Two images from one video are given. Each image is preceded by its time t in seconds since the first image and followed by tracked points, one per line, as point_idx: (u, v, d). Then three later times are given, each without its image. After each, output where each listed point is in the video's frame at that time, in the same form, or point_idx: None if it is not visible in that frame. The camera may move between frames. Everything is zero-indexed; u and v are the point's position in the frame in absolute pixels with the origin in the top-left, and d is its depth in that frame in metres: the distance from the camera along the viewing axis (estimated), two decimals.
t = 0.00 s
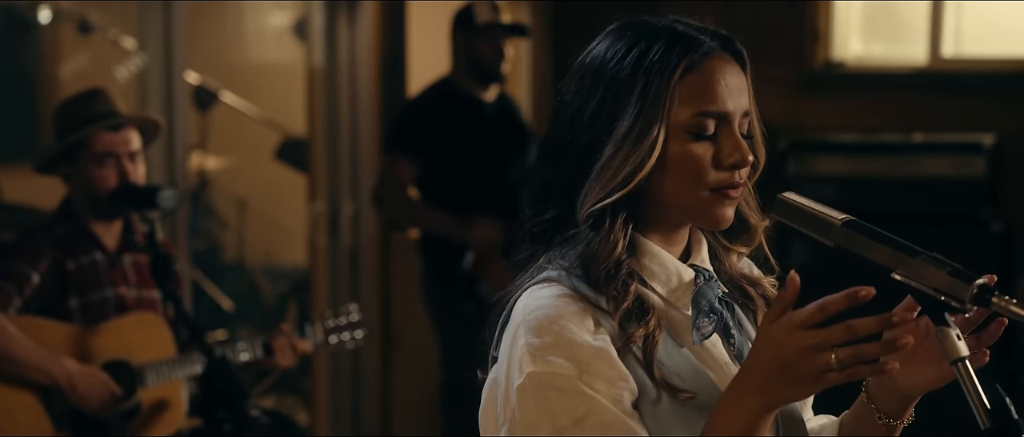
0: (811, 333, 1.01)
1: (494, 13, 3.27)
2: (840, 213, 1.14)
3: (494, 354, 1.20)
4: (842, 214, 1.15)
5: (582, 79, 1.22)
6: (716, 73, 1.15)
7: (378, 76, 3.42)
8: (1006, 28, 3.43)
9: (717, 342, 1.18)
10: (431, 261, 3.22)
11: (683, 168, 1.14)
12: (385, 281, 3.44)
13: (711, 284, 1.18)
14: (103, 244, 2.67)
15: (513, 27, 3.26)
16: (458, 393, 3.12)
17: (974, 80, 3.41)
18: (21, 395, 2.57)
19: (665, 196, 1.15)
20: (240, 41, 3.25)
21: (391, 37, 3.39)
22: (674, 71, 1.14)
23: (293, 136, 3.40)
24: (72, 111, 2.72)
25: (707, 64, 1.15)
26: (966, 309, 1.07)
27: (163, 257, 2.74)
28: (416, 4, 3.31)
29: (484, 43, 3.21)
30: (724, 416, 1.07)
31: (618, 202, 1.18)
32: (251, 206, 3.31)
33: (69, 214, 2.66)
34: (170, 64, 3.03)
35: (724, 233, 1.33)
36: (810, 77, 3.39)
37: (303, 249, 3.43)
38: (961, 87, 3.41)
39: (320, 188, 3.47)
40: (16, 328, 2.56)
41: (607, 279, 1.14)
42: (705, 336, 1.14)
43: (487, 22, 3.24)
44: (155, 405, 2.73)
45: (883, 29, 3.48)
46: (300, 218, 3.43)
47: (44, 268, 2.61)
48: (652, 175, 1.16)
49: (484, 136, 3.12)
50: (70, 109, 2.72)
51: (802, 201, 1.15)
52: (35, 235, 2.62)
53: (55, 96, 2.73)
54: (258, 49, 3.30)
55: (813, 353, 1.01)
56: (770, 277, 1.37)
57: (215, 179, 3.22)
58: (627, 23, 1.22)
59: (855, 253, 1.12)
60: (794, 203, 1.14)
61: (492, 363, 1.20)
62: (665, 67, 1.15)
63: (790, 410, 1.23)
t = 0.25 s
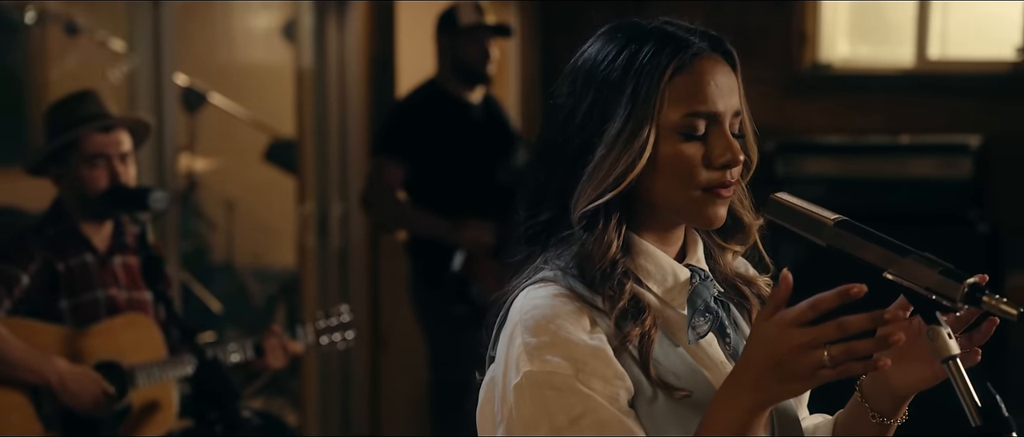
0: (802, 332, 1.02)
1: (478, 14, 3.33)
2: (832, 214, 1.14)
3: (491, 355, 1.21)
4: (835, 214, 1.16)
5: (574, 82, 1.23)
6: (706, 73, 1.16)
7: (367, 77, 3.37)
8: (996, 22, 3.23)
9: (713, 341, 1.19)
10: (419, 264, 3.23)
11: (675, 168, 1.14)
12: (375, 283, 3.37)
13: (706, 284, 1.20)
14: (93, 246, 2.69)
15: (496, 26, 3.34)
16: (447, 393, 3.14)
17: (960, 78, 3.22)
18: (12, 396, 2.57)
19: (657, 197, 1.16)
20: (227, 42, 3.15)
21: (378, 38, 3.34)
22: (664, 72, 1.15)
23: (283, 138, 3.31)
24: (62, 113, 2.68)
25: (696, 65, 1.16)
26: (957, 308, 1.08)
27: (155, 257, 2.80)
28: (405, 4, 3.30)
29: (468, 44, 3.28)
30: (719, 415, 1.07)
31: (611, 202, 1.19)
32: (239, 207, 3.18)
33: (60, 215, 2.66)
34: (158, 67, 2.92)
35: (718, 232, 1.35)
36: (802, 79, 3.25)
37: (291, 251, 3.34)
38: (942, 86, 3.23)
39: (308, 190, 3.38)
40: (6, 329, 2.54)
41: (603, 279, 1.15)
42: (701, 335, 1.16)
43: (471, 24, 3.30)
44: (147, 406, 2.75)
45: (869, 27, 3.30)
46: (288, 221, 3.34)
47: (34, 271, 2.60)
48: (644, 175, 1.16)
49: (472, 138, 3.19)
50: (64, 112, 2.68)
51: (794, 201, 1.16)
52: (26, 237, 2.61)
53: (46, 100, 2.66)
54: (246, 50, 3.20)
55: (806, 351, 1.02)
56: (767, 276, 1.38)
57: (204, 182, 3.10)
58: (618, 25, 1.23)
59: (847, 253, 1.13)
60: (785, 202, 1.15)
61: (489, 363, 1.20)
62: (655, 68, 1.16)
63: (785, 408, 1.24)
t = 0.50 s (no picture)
0: (796, 326, 1.03)
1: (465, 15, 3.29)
2: (825, 213, 1.16)
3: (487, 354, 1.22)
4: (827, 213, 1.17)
5: (568, 83, 1.24)
6: (699, 74, 1.17)
7: (356, 78, 3.30)
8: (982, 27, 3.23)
9: (706, 339, 1.20)
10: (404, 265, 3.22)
11: (669, 168, 1.16)
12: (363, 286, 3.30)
13: (700, 281, 1.20)
14: (84, 247, 2.69)
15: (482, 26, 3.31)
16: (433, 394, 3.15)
17: (943, 83, 3.23)
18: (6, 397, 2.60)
19: (651, 196, 1.17)
20: (213, 43, 3.12)
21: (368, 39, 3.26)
22: (657, 73, 1.16)
23: (272, 140, 3.27)
24: (52, 115, 2.69)
25: (689, 66, 1.17)
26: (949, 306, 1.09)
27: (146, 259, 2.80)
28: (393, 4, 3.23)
29: (458, 46, 3.27)
30: (712, 411, 1.09)
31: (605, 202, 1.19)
32: (227, 209, 3.16)
33: (50, 216, 2.67)
34: (147, 68, 2.91)
35: (711, 232, 1.37)
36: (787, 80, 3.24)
37: (280, 252, 3.29)
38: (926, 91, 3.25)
39: (297, 192, 3.32)
40: None
41: (598, 277, 1.16)
42: (695, 333, 1.17)
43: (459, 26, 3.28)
44: (138, 407, 2.76)
45: (855, 29, 3.28)
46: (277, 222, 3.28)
47: (25, 272, 2.61)
48: (638, 174, 1.18)
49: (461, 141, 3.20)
50: (52, 116, 2.68)
51: (787, 201, 1.17)
52: (17, 238, 2.62)
53: (35, 101, 2.68)
54: (234, 51, 3.16)
55: (799, 345, 1.03)
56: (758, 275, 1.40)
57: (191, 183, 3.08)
58: (611, 27, 1.24)
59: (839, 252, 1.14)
60: (779, 202, 1.16)
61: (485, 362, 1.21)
62: (648, 69, 1.17)
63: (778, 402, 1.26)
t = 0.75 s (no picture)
0: (790, 323, 1.05)
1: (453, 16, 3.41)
2: (819, 212, 1.17)
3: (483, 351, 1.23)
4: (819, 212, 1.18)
5: (563, 82, 1.25)
6: (693, 72, 1.19)
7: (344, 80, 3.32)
8: (968, 28, 3.23)
9: (701, 336, 1.22)
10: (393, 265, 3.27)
11: (665, 165, 1.17)
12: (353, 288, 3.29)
13: (694, 280, 1.23)
14: (76, 247, 2.70)
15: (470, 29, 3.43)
16: (422, 392, 3.12)
17: (931, 83, 3.24)
18: None
19: (648, 192, 1.19)
20: (201, 43, 3.09)
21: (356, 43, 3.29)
22: (653, 70, 1.18)
23: (261, 141, 3.24)
24: (43, 117, 2.70)
25: (683, 63, 1.19)
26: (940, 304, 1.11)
27: (137, 259, 2.80)
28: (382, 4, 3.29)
29: (446, 49, 3.36)
30: (708, 408, 1.10)
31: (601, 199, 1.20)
32: (216, 211, 3.14)
33: (42, 216, 2.67)
34: (138, 71, 2.92)
35: (704, 230, 1.38)
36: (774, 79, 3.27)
37: (269, 251, 3.26)
38: (916, 90, 3.25)
39: (286, 192, 3.30)
40: None
41: (594, 275, 1.17)
42: (689, 330, 1.19)
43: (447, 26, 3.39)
44: (129, 406, 2.77)
45: (841, 33, 3.28)
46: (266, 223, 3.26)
47: (18, 273, 2.61)
48: (634, 171, 1.19)
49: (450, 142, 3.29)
50: (44, 116, 2.69)
51: (781, 200, 1.18)
52: (9, 239, 2.62)
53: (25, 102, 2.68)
54: (222, 52, 3.14)
55: (794, 342, 1.05)
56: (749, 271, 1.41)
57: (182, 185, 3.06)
58: (605, 27, 1.26)
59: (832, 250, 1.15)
60: (772, 201, 1.17)
61: (481, 360, 1.22)
62: (643, 67, 1.18)
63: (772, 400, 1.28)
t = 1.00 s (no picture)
0: (786, 320, 1.06)
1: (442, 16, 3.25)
2: (812, 210, 1.19)
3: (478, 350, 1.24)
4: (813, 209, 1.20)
5: (557, 82, 1.27)
6: (685, 68, 1.21)
7: (333, 81, 3.18)
8: (952, 31, 3.34)
9: (694, 332, 1.23)
10: (386, 268, 3.19)
11: (660, 160, 1.19)
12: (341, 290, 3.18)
13: (687, 275, 1.24)
14: (69, 247, 2.79)
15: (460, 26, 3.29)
16: (412, 390, 3.13)
17: (917, 84, 3.28)
18: None
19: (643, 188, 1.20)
20: (189, 45, 3.10)
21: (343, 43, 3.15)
22: (647, 67, 1.19)
23: (248, 142, 3.19)
24: (35, 117, 2.79)
25: (676, 59, 1.21)
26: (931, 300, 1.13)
27: (128, 259, 2.89)
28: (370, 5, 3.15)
29: (437, 48, 3.24)
30: (704, 403, 1.12)
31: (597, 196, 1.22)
32: (205, 212, 3.12)
33: (35, 217, 2.77)
34: (126, 74, 2.96)
35: (697, 227, 1.40)
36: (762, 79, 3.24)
37: (257, 253, 3.19)
38: (902, 91, 3.27)
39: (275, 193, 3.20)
40: None
41: (589, 272, 1.19)
42: (684, 325, 1.20)
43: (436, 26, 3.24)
44: (121, 405, 2.84)
45: (828, 34, 3.34)
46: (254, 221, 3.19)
47: (10, 272, 2.71)
48: (630, 166, 1.20)
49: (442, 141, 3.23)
50: (36, 116, 2.79)
51: (776, 198, 1.20)
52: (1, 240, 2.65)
53: (16, 104, 2.77)
54: (210, 54, 3.12)
55: (789, 339, 1.06)
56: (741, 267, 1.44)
57: (170, 186, 3.07)
58: (596, 28, 1.27)
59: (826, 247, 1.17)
60: (765, 198, 1.19)
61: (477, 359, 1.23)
62: (637, 64, 1.20)
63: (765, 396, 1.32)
